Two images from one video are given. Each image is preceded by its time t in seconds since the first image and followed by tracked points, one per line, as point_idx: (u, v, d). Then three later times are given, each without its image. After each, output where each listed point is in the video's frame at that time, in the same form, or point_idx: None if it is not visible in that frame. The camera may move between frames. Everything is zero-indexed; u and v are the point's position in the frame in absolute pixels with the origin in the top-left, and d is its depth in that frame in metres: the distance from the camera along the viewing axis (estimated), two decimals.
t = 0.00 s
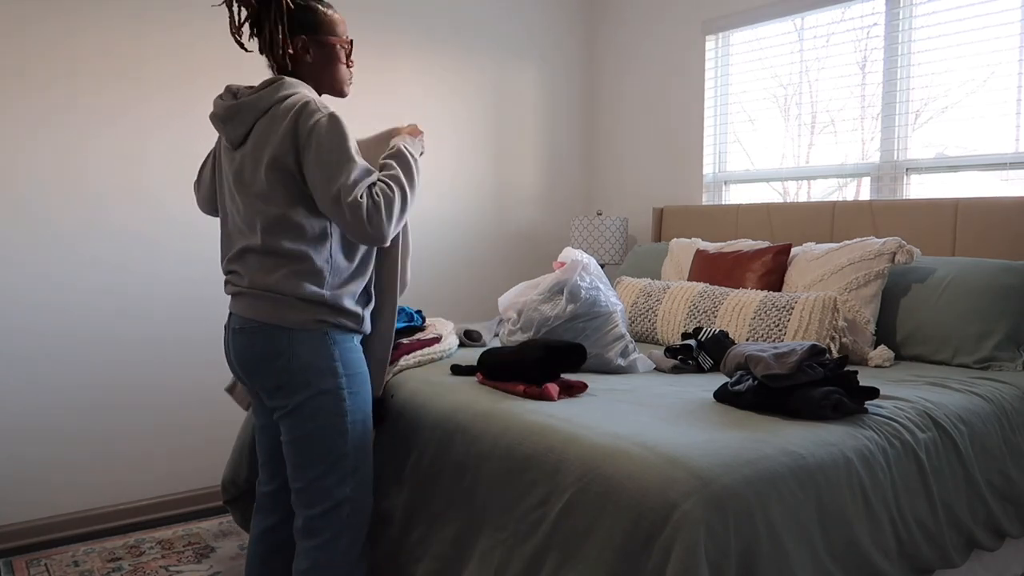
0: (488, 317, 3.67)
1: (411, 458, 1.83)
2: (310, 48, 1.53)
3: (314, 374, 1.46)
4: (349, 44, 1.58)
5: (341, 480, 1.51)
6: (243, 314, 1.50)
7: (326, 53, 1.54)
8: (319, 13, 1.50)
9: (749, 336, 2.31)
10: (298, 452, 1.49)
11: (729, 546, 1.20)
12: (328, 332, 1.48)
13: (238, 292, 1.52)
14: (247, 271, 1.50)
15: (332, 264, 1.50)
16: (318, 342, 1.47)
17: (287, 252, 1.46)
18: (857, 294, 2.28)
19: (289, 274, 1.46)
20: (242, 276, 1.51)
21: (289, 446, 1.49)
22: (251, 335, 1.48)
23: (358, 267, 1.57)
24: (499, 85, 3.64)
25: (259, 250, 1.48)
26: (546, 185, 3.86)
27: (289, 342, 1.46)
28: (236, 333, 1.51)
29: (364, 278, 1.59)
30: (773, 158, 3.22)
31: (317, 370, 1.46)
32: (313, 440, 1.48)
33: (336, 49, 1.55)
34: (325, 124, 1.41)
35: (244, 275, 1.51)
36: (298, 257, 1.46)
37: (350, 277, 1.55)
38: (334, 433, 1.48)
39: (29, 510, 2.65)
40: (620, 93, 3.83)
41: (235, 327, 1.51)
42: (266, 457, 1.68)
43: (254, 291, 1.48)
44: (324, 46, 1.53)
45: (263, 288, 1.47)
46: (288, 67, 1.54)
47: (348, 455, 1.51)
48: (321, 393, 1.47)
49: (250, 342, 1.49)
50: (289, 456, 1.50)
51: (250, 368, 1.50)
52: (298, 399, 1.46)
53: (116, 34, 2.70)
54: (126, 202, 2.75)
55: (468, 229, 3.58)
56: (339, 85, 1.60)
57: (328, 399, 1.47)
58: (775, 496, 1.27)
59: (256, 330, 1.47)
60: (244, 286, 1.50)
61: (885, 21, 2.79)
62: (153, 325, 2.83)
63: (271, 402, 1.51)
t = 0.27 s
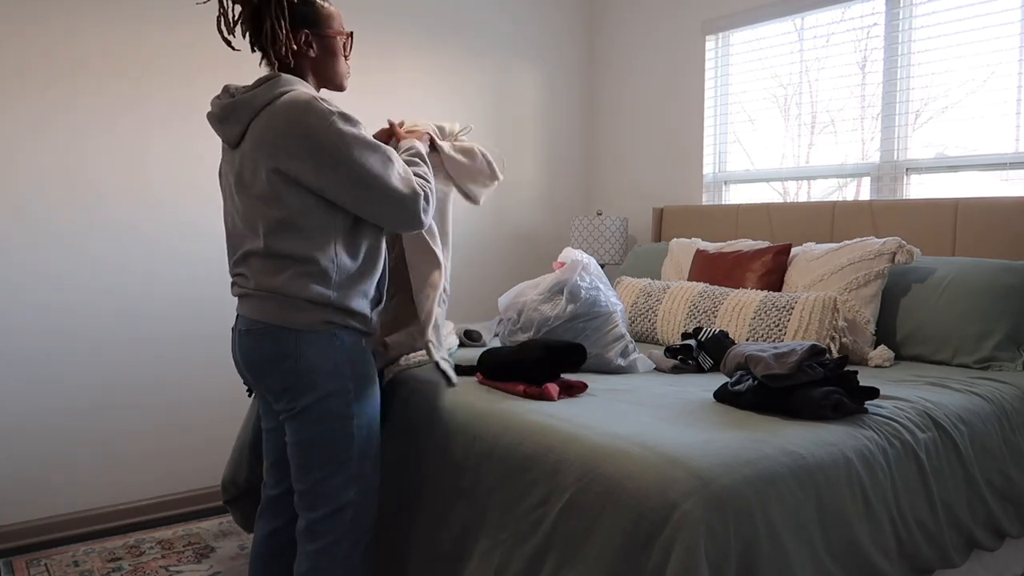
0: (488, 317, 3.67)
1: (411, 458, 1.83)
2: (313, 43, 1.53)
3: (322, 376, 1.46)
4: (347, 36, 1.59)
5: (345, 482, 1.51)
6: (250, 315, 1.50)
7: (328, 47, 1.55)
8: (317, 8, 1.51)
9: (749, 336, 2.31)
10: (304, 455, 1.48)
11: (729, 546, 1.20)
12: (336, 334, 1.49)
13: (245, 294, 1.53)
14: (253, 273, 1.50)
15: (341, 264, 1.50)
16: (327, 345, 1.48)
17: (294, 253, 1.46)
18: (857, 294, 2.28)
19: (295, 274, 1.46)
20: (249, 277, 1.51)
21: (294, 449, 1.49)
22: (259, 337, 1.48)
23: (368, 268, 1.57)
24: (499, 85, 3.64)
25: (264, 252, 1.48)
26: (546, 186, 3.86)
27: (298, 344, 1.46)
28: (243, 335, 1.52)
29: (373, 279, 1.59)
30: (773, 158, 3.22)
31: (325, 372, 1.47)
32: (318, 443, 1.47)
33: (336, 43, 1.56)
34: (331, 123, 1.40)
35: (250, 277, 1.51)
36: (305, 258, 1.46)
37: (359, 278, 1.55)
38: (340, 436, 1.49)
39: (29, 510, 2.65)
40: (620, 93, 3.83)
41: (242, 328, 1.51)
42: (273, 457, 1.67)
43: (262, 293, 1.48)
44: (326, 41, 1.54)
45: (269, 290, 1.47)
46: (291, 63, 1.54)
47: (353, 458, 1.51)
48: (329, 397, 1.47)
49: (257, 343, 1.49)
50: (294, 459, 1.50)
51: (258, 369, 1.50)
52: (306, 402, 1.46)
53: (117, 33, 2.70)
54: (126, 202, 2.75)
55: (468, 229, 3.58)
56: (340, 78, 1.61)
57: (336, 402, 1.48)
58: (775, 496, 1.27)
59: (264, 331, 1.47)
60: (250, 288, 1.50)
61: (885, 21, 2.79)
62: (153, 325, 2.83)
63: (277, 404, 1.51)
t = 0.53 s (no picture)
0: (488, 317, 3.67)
1: (412, 459, 1.83)
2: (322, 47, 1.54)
3: (330, 375, 1.46)
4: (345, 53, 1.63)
5: (352, 481, 1.50)
6: (261, 317, 1.51)
7: (332, 56, 1.57)
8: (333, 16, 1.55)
9: (749, 336, 2.31)
10: (311, 453, 1.48)
11: (729, 546, 1.20)
12: (345, 333, 1.49)
13: (257, 297, 1.54)
14: (263, 275, 1.51)
15: (349, 264, 1.50)
16: (336, 344, 1.47)
17: (299, 254, 1.46)
18: (857, 294, 2.28)
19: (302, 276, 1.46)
20: (259, 280, 1.52)
21: (302, 446, 1.49)
22: (269, 337, 1.50)
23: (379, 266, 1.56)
24: (499, 85, 3.64)
25: (272, 256, 1.48)
26: (546, 185, 3.86)
27: (307, 344, 1.46)
28: (254, 335, 1.53)
29: (384, 277, 1.58)
30: (773, 158, 3.22)
31: (333, 371, 1.47)
32: (325, 442, 1.47)
33: (339, 55, 1.59)
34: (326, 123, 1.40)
35: (261, 280, 1.52)
36: (311, 260, 1.46)
37: (369, 277, 1.54)
38: (348, 435, 1.48)
39: (29, 510, 2.65)
40: (620, 93, 3.83)
41: (253, 330, 1.53)
42: (281, 455, 1.68)
43: (271, 295, 1.49)
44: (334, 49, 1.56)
45: (279, 293, 1.48)
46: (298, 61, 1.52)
47: (360, 457, 1.51)
48: (337, 396, 1.47)
49: (268, 343, 1.50)
50: (302, 457, 1.50)
51: (268, 368, 1.51)
52: (314, 401, 1.46)
53: (116, 33, 2.70)
54: (126, 202, 2.75)
55: (468, 229, 3.58)
56: (331, 88, 1.61)
57: (344, 402, 1.47)
58: (775, 496, 1.27)
59: (273, 331, 1.49)
60: (261, 290, 1.51)
61: (885, 21, 2.79)
62: (153, 325, 2.83)
63: (287, 403, 1.52)
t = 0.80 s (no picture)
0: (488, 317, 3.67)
1: (412, 459, 1.83)
2: (320, 51, 1.53)
3: (331, 375, 1.47)
4: (354, 55, 1.61)
5: (351, 480, 1.50)
6: (263, 316, 1.52)
7: (334, 58, 1.56)
8: (335, 18, 1.53)
9: (749, 336, 2.31)
10: (312, 452, 1.49)
11: (729, 545, 1.20)
12: (347, 334, 1.49)
13: (259, 297, 1.54)
14: (264, 276, 1.51)
15: (351, 267, 1.50)
16: (338, 343, 1.47)
17: (302, 259, 1.46)
18: (857, 294, 2.28)
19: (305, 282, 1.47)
20: (261, 281, 1.53)
21: (302, 445, 1.49)
22: (271, 337, 1.50)
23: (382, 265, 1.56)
24: (499, 85, 3.64)
25: (275, 260, 1.49)
26: (546, 186, 3.86)
27: (309, 344, 1.47)
28: (257, 334, 1.53)
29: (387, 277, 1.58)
30: (773, 158, 3.22)
31: (334, 371, 1.47)
32: (326, 441, 1.48)
33: (342, 58, 1.57)
34: (329, 137, 1.39)
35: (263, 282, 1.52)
36: (314, 266, 1.47)
37: (370, 278, 1.53)
38: (348, 434, 1.48)
39: (29, 510, 2.65)
40: (620, 93, 3.83)
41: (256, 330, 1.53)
42: (282, 454, 1.68)
43: (273, 296, 1.50)
44: (334, 52, 1.55)
45: (281, 297, 1.49)
46: (295, 66, 1.53)
47: (360, 457, 1.51)
48: (339, 396, 1.47)
49: (270, 343, 1.50)
50: (302, 455, 1.50)
51: (270, 367, 1.51)
52: (315, 401, 1.46)
53: (116, 33, 2.70)
54: (126, 202, 2.75)
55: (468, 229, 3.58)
56: (336, 91, 1.60)
57: (346, 401, 1.47)
58: (775, 496, 1.27)
59: (276, 331, 1.49)
60: (264, 290, 1.52)
61: (885, 21, 2.79)
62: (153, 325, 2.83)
63: (288, 402, 1.52)
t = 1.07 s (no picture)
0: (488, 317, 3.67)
1: (411, 458, 1.83)
2: (324, 53, 1.53)
3: (335, 375, 1.46)
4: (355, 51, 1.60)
5: (352, 480, 1.50)
6: (264, 315, 1.51)
7: (337, 58, 1.56)
8: (336, 17, 1.52)
9: (749, 336, 2.31)
10: (314, 451, 1.48)
11: (729, 545, 1.20)
12: (352, 334, 1.49)
13: (259, 295, 1.53)
14: (265, 276, 1.50)
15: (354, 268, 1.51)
16: (342, 343, 1.48)
17: (307, 261, 1.46)
18: (857, 294, 2.28)
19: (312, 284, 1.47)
20: (262, 280, 1.51)
21: (304, 445, 1.49)
22: (274, 336, 1.49)
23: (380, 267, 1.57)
24: (499, 85, 3.64)
25: (280, 260, 1.48)
26: (546, 186, 3.86)
27: (313, 344, 1.46)
28: (258, 334, 1.52)
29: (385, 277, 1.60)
30: (773, 158, 3.22)
31: (339, 371, 1.47)
32: (329, 441, 1.47)
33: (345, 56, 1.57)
34: (348, 152, 1.41)
35: (264, 281, 1.51)
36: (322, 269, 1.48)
37: (371, 280, 1.55)
38: (351, 434, 1.48)
39: (29, 510, 2.65)
40: (619, 93, 3.83)
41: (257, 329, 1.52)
42: (279, 453, 1.68)
43: (275, 295, 1.49)
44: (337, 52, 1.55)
45: (286, 296, 1.48)
46: (299, 69, 1.53)
47: (361, 457, 1.51)
48: (343, 396, 1.47)
49: (273, 342, 1.49)
50: (303, 455, 1.50)
51: (272, 367, 1.50)
52: (320, 402, 1.46)
53: (116, 33, 2.70)
54: (126, 202, 2.75)
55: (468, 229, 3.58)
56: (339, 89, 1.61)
57: (350, 401, 1.47)
58: (775, 496, 1.27)
59: (279, 331, 1.48)
60: (265, 289, 1.51)
61: (885, 21, 2.79)
62: (153, 325, 2.83)
63: (289, 402, 1.51)
